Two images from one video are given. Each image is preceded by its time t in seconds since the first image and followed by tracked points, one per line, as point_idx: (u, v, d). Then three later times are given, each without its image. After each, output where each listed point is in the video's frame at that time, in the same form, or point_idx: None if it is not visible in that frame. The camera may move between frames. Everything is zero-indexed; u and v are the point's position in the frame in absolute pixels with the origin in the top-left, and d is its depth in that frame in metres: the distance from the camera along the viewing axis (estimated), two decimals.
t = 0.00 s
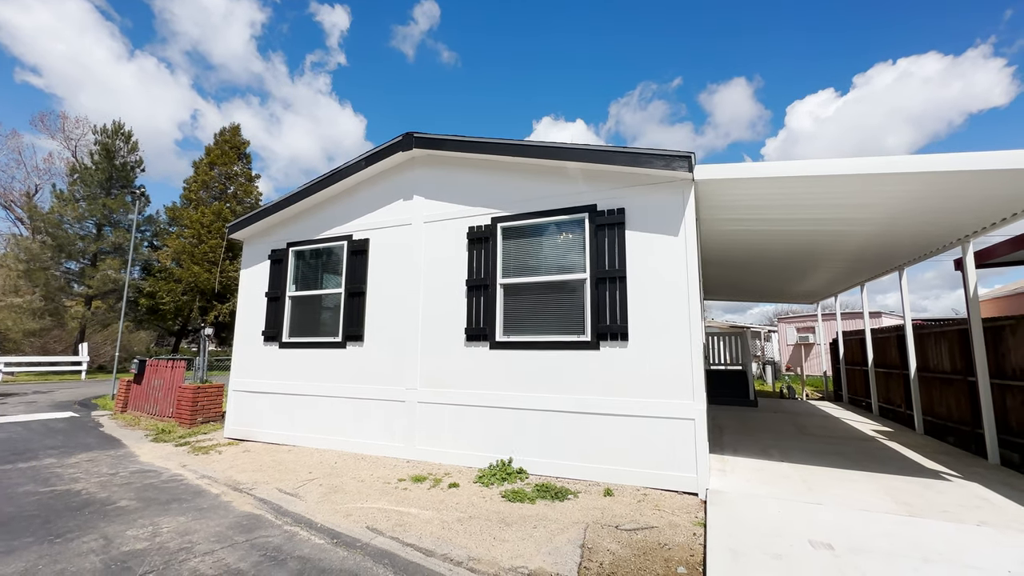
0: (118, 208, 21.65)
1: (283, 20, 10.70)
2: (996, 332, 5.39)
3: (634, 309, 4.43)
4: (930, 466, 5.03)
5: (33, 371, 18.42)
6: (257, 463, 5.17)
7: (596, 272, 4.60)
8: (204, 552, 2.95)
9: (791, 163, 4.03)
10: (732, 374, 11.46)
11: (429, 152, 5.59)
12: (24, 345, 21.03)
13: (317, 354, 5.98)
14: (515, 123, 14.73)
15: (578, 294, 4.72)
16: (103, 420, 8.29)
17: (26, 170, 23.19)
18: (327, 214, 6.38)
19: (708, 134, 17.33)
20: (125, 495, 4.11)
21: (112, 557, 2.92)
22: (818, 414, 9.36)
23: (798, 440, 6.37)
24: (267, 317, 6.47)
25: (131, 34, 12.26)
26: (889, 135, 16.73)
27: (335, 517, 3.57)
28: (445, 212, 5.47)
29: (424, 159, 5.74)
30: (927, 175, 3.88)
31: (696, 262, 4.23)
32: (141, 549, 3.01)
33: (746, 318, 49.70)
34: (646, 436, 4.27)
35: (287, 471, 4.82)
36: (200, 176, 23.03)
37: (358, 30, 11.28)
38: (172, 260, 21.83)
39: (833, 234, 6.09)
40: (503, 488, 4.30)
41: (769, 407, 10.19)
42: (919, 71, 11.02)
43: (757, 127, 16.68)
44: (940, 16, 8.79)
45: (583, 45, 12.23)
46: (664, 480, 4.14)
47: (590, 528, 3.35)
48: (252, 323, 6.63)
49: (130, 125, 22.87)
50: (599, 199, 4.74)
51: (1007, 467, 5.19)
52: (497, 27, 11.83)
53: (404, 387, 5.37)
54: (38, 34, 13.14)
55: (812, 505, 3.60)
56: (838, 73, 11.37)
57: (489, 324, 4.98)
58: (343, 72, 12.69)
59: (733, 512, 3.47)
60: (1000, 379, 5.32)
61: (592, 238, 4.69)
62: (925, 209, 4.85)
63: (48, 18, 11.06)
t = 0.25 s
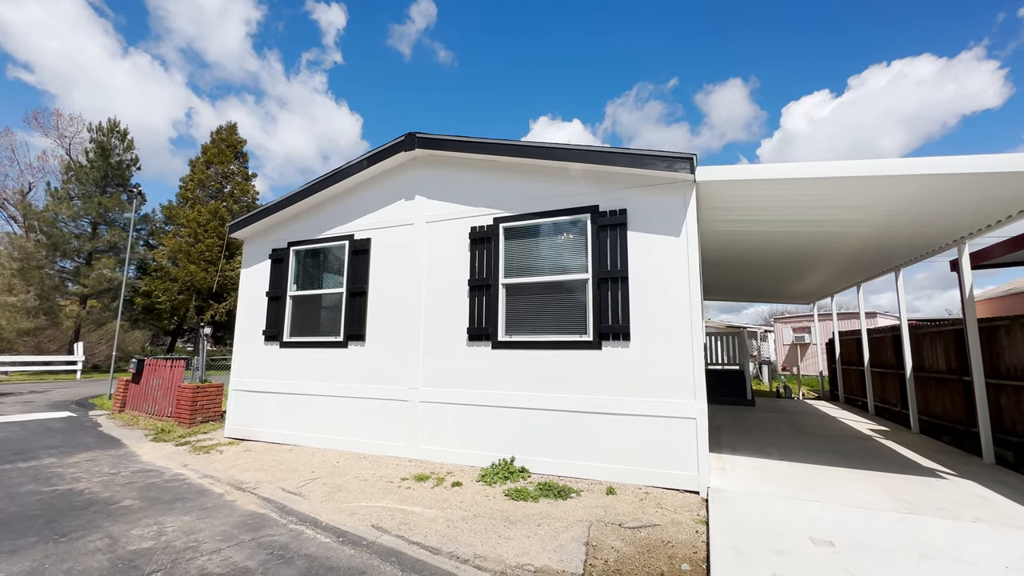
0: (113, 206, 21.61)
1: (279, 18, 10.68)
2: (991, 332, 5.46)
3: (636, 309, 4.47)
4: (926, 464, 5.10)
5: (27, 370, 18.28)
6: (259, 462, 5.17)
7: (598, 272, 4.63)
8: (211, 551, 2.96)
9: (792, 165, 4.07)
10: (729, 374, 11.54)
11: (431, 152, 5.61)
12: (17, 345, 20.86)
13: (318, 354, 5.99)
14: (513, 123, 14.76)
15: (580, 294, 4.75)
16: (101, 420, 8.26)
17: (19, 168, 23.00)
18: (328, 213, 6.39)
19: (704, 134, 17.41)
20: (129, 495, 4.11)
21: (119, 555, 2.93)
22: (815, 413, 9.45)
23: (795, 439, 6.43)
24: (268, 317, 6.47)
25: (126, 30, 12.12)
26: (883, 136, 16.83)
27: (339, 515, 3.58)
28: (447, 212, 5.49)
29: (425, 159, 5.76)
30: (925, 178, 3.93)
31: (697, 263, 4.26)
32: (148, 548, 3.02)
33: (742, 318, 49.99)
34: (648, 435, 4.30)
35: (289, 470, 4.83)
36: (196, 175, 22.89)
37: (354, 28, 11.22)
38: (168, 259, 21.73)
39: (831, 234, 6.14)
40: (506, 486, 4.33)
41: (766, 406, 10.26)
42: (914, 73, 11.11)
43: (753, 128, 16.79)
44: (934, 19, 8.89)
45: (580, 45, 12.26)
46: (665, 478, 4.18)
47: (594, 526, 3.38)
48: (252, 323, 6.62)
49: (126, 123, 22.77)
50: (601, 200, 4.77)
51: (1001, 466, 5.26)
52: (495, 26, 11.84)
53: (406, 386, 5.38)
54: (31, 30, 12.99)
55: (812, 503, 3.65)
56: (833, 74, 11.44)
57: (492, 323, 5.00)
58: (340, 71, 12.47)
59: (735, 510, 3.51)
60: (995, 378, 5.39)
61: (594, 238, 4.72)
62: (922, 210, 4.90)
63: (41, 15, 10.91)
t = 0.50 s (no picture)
0: (109, 205, 21.52)
1: (274, 16, 10.63)
2: (987, 332, 5.53)
3: (638, 308, 4.50)
4: (923, 462, 5.16)
5: (21, 370, 18.16)
6: (261, 461, 5.18)
7: (601, 272, 4.66)
8: (218, 549, 2.97)
9: (794, 166, 4.11)
10: (727, 373, 11.62)
11: (433, 152, 5.62)
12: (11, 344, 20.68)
13: (320, 353, 5.99)
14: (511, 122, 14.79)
15: (582, 294, 4.78)
16: (99, 419, 8.23)
17: (13, 167, 22.80)
18: (330, 213, 6.39)
19: (700, 135, 17.49)
20: (132, 494, 4.11)
21: (126, 554, 2.93)
22: (812, 412, 9.52)
23: (793, 437, 6.49)
24: (269, 316, 6.47)
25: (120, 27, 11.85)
26: (878, 137, 16.92)
27: (344, 513, 3.60)
28: (449, 212, 5.51)
29: (428, 159, 5.77)
30: (923, 179, 3.97)
31: (699, 264, 4.30)
32: (154, 546, 3.03)
33: (738, 318, 50.26)
34: (651, 434, 4.33)
35: (292, 469, 4.84)
36: (193, 173, 22.79)
37: (351, 26, 11.05)
38: (165, 258, 21.65)
39: (829, 234, 6.19)
40: (509, 485, 4.36)
41: (763, 405, 10.33)
42: (908, 74, 11.19)
43: (749, 128, 16.86)
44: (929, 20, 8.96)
45: (576, 43, 12.29)
46: (667, 477, 4.22)
47: (597, 523, 3.41)
48: (253, 322, 6.61)
49: (122, 122, 22.71)
50: (603, 201, 4.80)
51: (996, 463, 5.34)
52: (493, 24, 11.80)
53: (407, 385, 5.40)
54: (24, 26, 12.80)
55: (812, 500, 3.70)
56: (828, 74, 11.50)
57: (494, 323, 5.02)
58: (336, 70, 12.38)
59: (736, 507, 3.55)
60: (990, 377, 5.47)
61: (596, 238, 4.76)
62: (919, 212, 4.96)
63: (34, 12, 10.75)
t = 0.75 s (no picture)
0: (104, 203, 21.34)
1: (269, 13, 10.36)
2: (983, 330, 5.60)
3: (641, 307, 4.53)
4: (921, 459, 5.23)
5: (15, 369, 17.98)
6: (263, 460, 5.18)
7: (604, 271, 4.69)
8: (226, 546, 2.98)
9: (796, 167, 4.15)
10: (724, 372, 11.69)
11: (436, 151, 5.63)
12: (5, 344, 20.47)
13: (322, 351, 5.99)
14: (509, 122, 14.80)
15: (585, 292, 4.82)
16: (97, 418, 8.19)
17: (6, 164, 22.64)
18: (331, 211, 6.39)
19: (697, 135, 17.55)
20: (135, 492, 4.11)
21: (134, 551, 2.94)
22: (809, 411, 9.60)
23: (792, 435, 6.55)
24: (270, 315, 6.45)
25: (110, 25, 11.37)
26: (872, 139, 17.05)
27: (350, 511, 3.61)
28: (452, 211, 5.52)
29: (430, 158, 5.78)
30: (923, 179, 4.02)
31: (702, 262, 4.34)
32: (162, 544, 3.03)
33: (733, 318, 50.51)
34: (654, 431, 4.37)
35: (295, 467, 4.84)
36: (189, 172, 22.66)
37: (347, 24, 10.98)
38: (160, 256, 21.49)
39: (827, 234, 6.24)
40: (513, 482, 4.38)
41: (761, 404, 10.41)
42: (902, 77, 11.26)
43: (745, 129, 16.93)
44: (925, 22, 9.03)
45: (574, 43, 12.30)
46: (669, 473, 4.26)
47: (603, 519, 3.44)
48: (254, 321, 6.60)
49: (117, 119, 22.55)
50: (606, 200, 4.83)
51: (992, 460, 5.42)
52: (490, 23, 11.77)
53: (410, 383, 5.41)
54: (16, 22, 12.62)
55: (814, 496, 3.75)
56: (823, 74, 11.53)
57: (497, 321, 5.05)
58: (331, 68, 12.30)
59: (739, 503, 3.60)
60: (986, 375, 5.54)
61: (599, 237, 4.79)
62: (917, 212, 5.02)
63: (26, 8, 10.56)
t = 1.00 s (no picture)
0: (100, 202, 21.20)
1: (265, 12, 10.18)
2: (980, 330, 5.66)
3: (644, 307, 4.56)
4: (920, 457, 5.28)
5: (9, 369, 17.86)
6: (266, 459, 5.18)
7: (606, 270, 4.72)
8: (234, 544, 2.99)
9: (797, 168, 4.18)
10: (722, 371, 11.76)
11: (438, 151, 5.65)
12: None
13: (323, 351, 5.99)
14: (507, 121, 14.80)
15: (588, 291, 4.84)
16: (96, 418, 8.16)
17: None
18: (333, 211, 6.39)
19: (693, 135, 17.61)
20: (139, 491, 4.11)
21: (142, 549, 2.94)
22: (807, 409, 9.67)
23: (791, 433, 6.60)
24: (272, 314, 6.45)
25: (104, 21, 11.21)
26: (866, 140, 17.18)
27: (356, 509, 3.62)
28: (455, 211, 5.54)
29: (433, 158, 5.79)
30: (923, 180, 4.06)
31: (704, 262, 4.37)
32: (170, 542, 3.03)
33: (729, 317, 50.71)
34: (656, 430, 4.40)
35: (299, 467, 4.85)
36: (186, 171, 22.56)
37: (344, 22, 10.77)
38: (157, 256, 21.38)
39: (826, 234, 6.29)
40: (517, 481, 4.40)
41: (759, 403, 10.47)
42: (897, 78, 11.31)
43: (740, 129, 17.01)
44: (920, 23, 9.09)
45: (573, 42, 12.31)
46: (672, 471, 4.29)
47: (608, 517, 3.47)
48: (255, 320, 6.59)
49: (113, 118, 22.32)
50: (608, 200, 4.86)
51: (988, 457, 5.48)
52: (488, 22, 11.70)
53: (412, 382, 5.43)
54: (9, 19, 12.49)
55: (816, 493, 3.79)
56: (818, 74, 11.60)
57: (500, 320, 5.07)
58: (327, 67, 12.14)
59: (743, 500, 3.63)
60: (983, 374, 5.60)
61: (602, 237, 4.81)
62: (915, 212, 5.07)
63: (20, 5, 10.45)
